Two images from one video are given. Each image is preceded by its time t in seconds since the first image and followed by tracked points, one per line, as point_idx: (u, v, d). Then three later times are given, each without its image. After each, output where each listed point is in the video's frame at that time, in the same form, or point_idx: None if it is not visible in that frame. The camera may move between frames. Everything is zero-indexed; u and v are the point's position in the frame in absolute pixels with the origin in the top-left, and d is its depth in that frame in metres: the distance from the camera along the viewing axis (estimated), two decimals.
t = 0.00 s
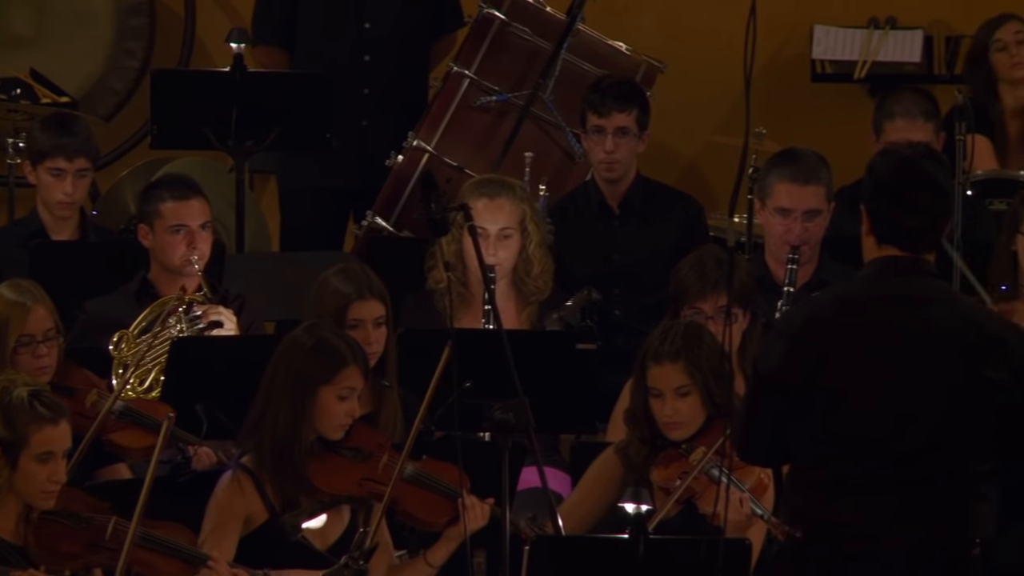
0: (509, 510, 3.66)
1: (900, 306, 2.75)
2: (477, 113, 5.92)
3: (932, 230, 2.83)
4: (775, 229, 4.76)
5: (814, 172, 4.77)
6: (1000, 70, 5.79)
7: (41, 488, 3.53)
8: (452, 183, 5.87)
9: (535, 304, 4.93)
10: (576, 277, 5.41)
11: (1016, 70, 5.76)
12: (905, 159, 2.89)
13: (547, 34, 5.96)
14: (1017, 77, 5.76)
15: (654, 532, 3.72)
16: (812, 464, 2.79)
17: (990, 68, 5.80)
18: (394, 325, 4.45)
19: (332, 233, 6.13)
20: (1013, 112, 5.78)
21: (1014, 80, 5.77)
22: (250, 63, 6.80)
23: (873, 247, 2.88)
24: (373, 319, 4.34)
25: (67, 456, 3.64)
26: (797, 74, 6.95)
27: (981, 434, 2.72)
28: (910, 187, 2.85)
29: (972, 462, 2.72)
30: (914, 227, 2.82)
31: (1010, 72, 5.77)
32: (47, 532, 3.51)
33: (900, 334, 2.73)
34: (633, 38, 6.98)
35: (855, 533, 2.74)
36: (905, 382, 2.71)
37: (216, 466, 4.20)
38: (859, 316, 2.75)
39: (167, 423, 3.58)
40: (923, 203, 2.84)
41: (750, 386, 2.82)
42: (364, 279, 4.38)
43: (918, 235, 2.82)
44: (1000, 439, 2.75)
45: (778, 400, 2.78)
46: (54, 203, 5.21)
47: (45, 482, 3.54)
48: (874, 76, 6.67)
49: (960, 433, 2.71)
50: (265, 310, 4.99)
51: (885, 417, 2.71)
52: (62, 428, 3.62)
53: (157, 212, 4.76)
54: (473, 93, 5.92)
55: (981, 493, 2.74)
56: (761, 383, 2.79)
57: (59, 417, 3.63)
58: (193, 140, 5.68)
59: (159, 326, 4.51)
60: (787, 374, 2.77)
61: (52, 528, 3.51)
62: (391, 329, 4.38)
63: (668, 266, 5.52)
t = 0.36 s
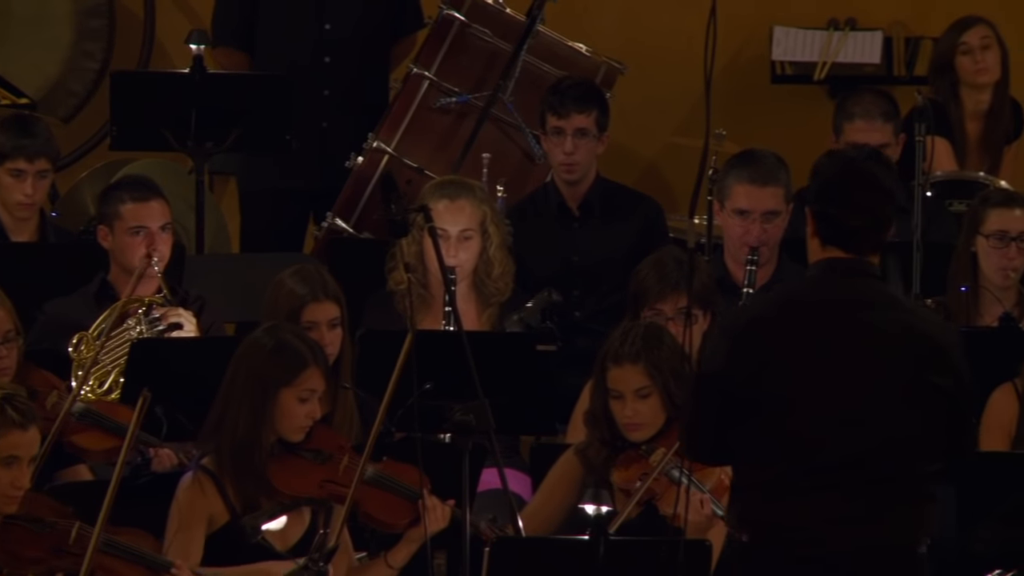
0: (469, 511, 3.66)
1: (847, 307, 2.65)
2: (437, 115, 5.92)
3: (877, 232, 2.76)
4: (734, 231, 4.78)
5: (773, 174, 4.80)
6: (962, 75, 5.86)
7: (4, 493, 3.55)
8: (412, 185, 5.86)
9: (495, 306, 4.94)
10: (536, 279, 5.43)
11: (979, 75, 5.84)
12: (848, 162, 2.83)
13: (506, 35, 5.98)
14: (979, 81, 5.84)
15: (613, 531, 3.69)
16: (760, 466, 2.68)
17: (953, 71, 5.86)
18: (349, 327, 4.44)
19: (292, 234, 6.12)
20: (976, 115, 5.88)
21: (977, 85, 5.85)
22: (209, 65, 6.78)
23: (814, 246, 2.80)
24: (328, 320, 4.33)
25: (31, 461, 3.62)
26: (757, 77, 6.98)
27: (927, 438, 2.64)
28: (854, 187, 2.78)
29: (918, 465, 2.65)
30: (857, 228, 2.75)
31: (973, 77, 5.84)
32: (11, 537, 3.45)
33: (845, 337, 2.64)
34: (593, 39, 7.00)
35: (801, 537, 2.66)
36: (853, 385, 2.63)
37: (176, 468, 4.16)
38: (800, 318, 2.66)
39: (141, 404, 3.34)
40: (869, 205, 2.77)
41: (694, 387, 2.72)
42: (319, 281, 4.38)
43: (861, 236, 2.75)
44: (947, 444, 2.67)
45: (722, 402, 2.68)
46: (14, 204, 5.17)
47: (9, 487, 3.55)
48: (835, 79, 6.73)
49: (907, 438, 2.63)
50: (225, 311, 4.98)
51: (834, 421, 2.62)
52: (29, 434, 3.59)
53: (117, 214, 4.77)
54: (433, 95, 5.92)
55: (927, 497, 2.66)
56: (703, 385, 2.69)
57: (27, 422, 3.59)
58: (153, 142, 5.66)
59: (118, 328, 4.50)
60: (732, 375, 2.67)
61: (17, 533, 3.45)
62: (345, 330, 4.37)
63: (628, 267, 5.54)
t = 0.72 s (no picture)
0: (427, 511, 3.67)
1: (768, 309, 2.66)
2: (396, 115, 5.93)
3: (799, 230, 2.75)
4: (692, 231, 4.81)
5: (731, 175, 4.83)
6: (923, 78, 5.90)
7: None
8: (371, 186, 5.85)
9: (455, 307, 4.95)
10: (495, 280, 5.44)
11: (939, 79, 5.88)
12: (767, 157, 2.80)
13: (465, 36, 6.00)
14: (939, 84, 5.88)
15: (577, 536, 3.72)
16: (688, 467, 2.67)
17: (914, 74, 5.90)
18: (308, 328, 4.44)
19: (250, 235, 6.12)
20: (934, 116, 5.93)
21: (937, 88, 5.89)
22: (168, 66, 6.76)
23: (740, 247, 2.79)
24: (287, 322, 4.33)
25: None
26: (715, 78, 7.03)
27: (851, 438, 2.64)
28: (774, 186, 2.76)
29: (845, 465, 2.64)
30: (778, 228, 2.74)
31: (934, 81, 5.89)
32: None
33: (768, 340, 2.64)
34: (550, 40, 7.02)
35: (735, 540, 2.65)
36: (775, 387, 2.63)
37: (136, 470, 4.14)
38: (724, 321, 2.66)
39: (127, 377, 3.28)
40: (789, 203, 2.75)
41: (620, 390, 2.72)
42: (279, 283, 4.37)
43: (781, 235, 2.73)
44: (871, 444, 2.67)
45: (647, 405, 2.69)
46: None
47: None
48: (793, 80, 6.73)
49: (830, 438, 2.62)
50: (184, 313, 4.97)
51: (758, 422, 2.63)
52: None
53: (75, 216, 4.73)
54: (392, 96, 5.92)
55: (855, 497, 2.66)
56: (629, 391, 2.69)
57: None
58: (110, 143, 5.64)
59: (76, 329, 4.51)
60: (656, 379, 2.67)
61: None
62: (304, 331, 4.37)
63: (586, 268, 5.56)
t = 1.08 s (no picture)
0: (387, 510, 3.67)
1: (687, 317, 2.67)
2: (355, 115, 5.93)
3: (718, 230, 2.75)
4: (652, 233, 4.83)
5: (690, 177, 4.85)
6: (882, 80, 5.94)
7: None
8: (331, 186, 5.85)
9: (414, 307, 4.95)
10: (455, 281, 5.45)
11: (899, 82, 5.92)
12: (685, 157, 2.80)
13: (424, 36, 6.00)
14: (898, 86, 5.92)
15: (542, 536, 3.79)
16: (616, 469, 2.70)
17: (873, 75, 5.94)
18: (267, 329, 4.44)
19: (209, 235, 6.11)
20: (892, 117, 5.98)
21: (896, 90, 5.93)
22: (127, 66, 6.74)
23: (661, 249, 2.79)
24: (246, 324, 4.32)
25: None
26: (673, 78, 7.07)
27: (776, 437, 2.64)
28: (692, 185, 2.76)
29: (771, 466, 2.65)
30: (697, 227, 2.74)
31: (893, 83, 5.93)
32: None
33: (691, 344, 2.65)
34: (508, 41, 7.03)
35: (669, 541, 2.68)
36: (698, 392, 2.64)
37: (95, 469, 4.15)
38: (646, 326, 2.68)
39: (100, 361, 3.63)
40: (707, 202, 2.75)
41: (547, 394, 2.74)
42: (239, 284, 4.37)
43: (700, 235, 2.74)
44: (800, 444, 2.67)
45: (570, 413, 2.72)
46: None
47: None
48: (751, 80, 6.76)
49: (752, 442, 2.63)
50: (143, 314, 4.96)
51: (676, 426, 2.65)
52: None
53: (35, 216, 4.74)
54: (351, 96, 5.92)
55: (783, 497, 2.68)
56: (556, 396, 2.72)
57: None
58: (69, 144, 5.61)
59: (35, 330, 4.48)
60: (580, 389, 2.69)
61: None
62: (264, 333, 4.36)
63: (545, 269, 5.58)
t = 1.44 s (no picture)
0: (345, 510, 3.66)
1: (625, 320, 2.69)
2: (315, 115, 5.92)
3: (652, 232, 2.79)
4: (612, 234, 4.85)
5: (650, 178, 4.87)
6: (843, 81, 5.98)
7: None
8: (291, 187, 5.85)
9: (374, 307, 4.94)
10: (415, 281, 5.46)
11: (859, 83, 5.96)
12: (615, 161, 2.84)
13: (383, 36, 6.00)
14: (859, 88, 5.96)
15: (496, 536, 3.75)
16: (559, 474, 2.72)
17: (834, 77, 5.97)
18: (227, 329, 4.43)
19: (167, 235, 6.09)
20: (851, 117, 6.03)
21: (857, 92, 5.97)
22: (86, 65, 6.71)
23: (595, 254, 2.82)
24: (205, 324, 4.31)
25: None
26: (631, 78, 7.10)
27: (715, 438, 2.68)
28: (624, 189, 2.80)
29: (713, 466, 2.69)
30: (626, 229, 2.78)
31: (854, 84, 5.96)
32: None
33: (626, 347, 2.68)
34: (467, 40, 7.04)
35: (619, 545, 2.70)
36: (636, 394, 2.66)
37: (53, 469, 4.18)
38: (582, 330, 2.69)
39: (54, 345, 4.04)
40: (640, 205, 2.78)
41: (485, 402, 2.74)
42: (199, 285, 4.35)
43: (633, 238, 2.77)
44: (738, 443, 2.72)
45: (509, 420, 2.71)
46: None
47: None
48: (711, 80, 6.78)
49: (691, 441, 2.67)
50: (102, 315, 4.94)
51: (618, 431, 2.67)
52: None
53: None
54: (310, 96, 5.91)
55: (725, 498, 2.71)
56: (494, 404, 2.72)
57: None
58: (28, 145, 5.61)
59: None
60: (519, 394, 2.70)
61: None
62: (223, 333, 4.36)
63: (505, 269, 5.60)
